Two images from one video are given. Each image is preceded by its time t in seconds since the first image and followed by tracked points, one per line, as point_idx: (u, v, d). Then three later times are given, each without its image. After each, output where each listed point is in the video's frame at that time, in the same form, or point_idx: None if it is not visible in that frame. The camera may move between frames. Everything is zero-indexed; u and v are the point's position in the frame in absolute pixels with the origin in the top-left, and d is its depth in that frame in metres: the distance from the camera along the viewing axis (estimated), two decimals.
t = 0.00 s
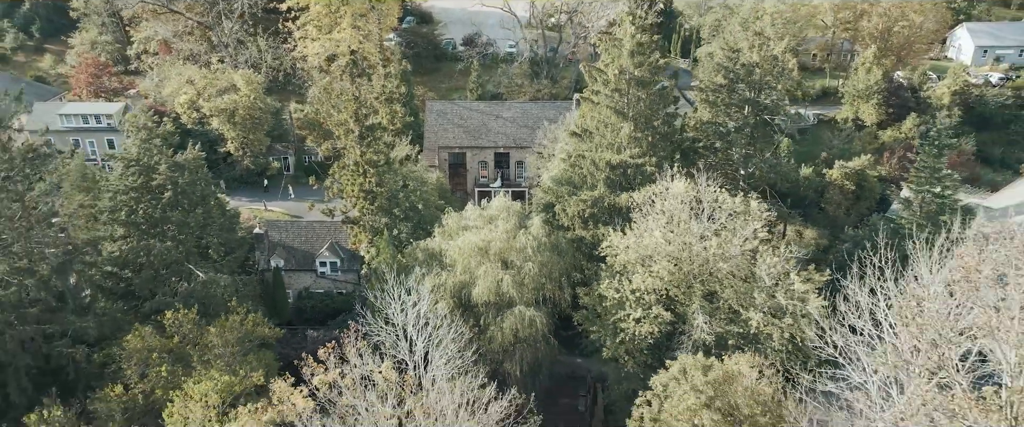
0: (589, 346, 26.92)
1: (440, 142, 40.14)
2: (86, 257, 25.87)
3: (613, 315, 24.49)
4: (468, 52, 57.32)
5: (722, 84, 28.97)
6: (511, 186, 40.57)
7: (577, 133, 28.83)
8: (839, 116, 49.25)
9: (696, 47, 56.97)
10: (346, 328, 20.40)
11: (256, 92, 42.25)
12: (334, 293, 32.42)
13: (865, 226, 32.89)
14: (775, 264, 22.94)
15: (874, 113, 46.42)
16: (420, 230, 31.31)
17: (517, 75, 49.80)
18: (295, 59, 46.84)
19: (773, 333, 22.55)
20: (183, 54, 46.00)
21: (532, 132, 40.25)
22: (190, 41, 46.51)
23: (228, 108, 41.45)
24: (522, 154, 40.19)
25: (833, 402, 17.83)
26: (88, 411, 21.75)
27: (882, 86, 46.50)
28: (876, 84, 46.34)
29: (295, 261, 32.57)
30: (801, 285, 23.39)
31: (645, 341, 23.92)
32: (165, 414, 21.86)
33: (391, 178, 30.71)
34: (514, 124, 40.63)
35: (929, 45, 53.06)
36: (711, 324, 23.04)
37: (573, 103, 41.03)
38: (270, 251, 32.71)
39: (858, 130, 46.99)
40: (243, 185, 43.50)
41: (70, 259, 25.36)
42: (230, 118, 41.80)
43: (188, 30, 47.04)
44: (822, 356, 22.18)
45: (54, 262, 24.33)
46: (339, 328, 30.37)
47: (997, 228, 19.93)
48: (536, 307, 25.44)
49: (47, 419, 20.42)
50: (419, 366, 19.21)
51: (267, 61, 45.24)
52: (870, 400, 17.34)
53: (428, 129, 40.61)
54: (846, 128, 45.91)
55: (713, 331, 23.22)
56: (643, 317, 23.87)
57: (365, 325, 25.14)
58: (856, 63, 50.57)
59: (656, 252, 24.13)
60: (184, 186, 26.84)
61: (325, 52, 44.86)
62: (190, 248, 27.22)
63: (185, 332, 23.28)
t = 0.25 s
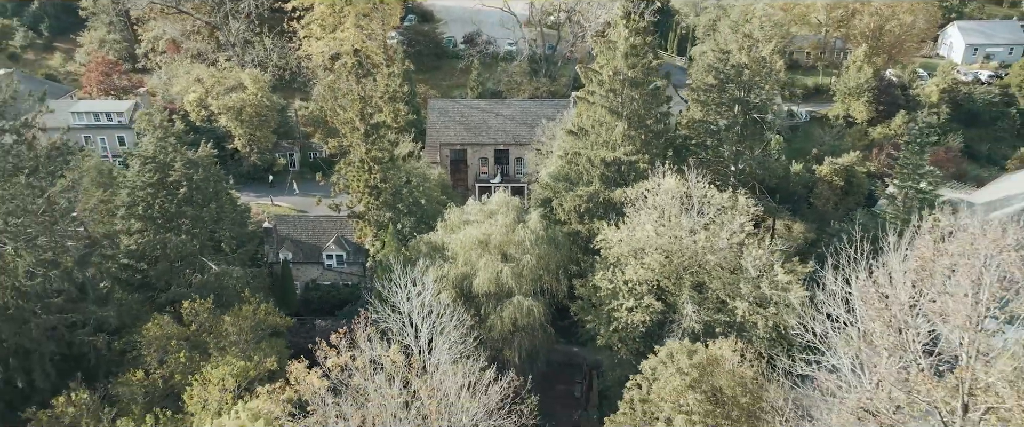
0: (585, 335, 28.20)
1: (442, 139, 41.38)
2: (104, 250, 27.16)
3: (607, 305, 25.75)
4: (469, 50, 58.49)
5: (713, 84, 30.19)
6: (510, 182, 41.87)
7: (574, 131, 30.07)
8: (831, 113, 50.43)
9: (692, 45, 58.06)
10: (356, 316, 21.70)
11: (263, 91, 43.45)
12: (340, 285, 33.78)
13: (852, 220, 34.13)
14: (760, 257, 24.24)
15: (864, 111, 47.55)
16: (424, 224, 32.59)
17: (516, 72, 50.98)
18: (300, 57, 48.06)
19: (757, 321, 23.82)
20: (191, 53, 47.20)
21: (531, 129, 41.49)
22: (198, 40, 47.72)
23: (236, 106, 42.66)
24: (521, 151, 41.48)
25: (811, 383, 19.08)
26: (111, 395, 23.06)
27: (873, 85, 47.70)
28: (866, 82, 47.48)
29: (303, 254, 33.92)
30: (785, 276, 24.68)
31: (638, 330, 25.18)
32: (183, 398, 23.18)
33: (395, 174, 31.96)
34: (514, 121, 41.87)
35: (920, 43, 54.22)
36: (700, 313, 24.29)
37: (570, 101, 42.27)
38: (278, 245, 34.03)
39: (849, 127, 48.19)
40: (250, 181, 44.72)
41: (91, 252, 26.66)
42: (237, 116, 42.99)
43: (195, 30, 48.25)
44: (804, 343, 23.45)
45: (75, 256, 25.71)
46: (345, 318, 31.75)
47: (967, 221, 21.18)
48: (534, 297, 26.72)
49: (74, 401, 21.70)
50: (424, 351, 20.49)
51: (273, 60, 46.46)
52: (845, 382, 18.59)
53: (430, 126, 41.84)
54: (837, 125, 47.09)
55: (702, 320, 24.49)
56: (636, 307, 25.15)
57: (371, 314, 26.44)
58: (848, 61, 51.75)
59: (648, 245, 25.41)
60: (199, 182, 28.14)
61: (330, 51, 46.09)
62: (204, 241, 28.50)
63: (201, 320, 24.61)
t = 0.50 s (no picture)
0: (581, 326, 29.48)
1: (443, 137, 42.61)
2: (123, 244, 28.46)
3: (602, 296, 27.02)
4: (469, 49, 59.65)
5: (704, 85, 31.43)
6: (510, 178, 43.09)
7: (570, 131, 31.35)
8: (823, 111, 51.69)
9: (688, 44, 59.35)
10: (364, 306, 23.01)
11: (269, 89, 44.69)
12: (346, 277, 35.07)
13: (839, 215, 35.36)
14: (747, 249, 25.52)
15: (855, 108, 48.78)
16: (427, 219, 33.83)
17: (516, 71, 52.20)
18: (305, 57, 49.31)
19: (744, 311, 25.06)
20: (198, 53, 48.43)
21: (530, 127, 42.74)
22: (205, 40, 49.01)
23: (244, 105, 43.90)
24: (520, 148, 42.70)
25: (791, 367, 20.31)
26: (131, 380, 24.41)
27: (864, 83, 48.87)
28: (858, 81, 48.77)
29: (310, 248, 35.19)
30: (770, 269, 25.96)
31: (631, 319, 26.42)
32: (200, 383, 24.50)
33: (398, 171, 33.22)
34: (513, 119, 43.11)
35: (910, 43, 55.39)
36: (689, 303, 25.54)
37: (568, 99, 43.49)
38: (286, 239, 35.32)
39: (841, 124, 49.40)
40: (256, 177, 45.94)
41: (109, 245, 27.85)
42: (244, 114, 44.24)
43: (203, 31, 49.53)
44: (788, 331, 24.70)
45: (96, 248, 26.89)
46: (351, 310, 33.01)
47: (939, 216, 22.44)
48: (532, 288, 27.99)
49: (98, 386, 22.99)
50: (428, 338, 21.77)
51: (279, 59, 47.73)
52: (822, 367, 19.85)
53: (432, 124, 43.04)
54: (828, 123, 48.37)
55: (691, 310, 25.73)
56: (629, 297, 26.39)
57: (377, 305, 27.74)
58: (840, 61, 53.01)
59: (640, 238, 26.65)
60: (212, 179, 29.43)
61: (333, 51, 47.36)
62: (216, 235, 29.79)
63: (216, 310, 25.94)
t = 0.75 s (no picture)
0: (577, 317, 30.77)
1: (445, 136, 43.87)
2: (139, 239, 29.77)
3: (597, 288, 28.33)
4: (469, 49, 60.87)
5: (696, 86, 32.69)
6: (509, 176, 44.44)
7: (567, 131, 32.67)
8: (815, 110, 52.94)
9: (684, 44, 60.59)
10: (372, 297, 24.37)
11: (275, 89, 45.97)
12: (351, 272, 36.43)
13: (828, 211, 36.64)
14: (734, 244, 26.81)
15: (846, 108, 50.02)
16: (429, 215, 35.12)
17: (516, 71, 53.47)
18: (310, 58, 50.57)
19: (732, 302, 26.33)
20: (205, 53, 49.65)
21: (529, 126, 44.05)
22: (212, 41, 50.23)
23: (251, 105, 45.14)
24: (519, 147, 44.03)
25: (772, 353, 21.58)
26: (150, 368, 25.78)
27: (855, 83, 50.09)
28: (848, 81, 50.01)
29: (317, 244, 36.53)
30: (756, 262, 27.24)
31: (624, 311, 27.71)
32: (215, 371, 25.84)
33: (402, 169, 34.52)
34: (512, 119, 44.42)
35: (901, 43, 56.62)
36: (680, 295, 26.79)
37: (566, 99, 44.82)
38: (294, 235, 36.64)
39: (832, 124, 50.66)
40: (263, 175, 47.19)
41: (127, 239, 29.04)
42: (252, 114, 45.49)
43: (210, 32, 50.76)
44: (773, 322, 25.96)
45: (115, 243, 28.24)
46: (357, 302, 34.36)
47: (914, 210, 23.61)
48: (530, 281, 29.30)
49: (120, 373, 24.28)
50: (432, 327, 23.10)
51: (285, 60, 48.99)
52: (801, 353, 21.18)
53: (433, 123, 44.30)
54: (820, 122, 49.62)
55: (681, 302, 26.98)
56: (622, 290, 27.68)
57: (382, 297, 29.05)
58: (832, 61, 54.26)
59: (633, 233, 27.95)
60: (224, 177, 30.77)
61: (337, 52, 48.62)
62: (228, 231, 31.06)
63: (230, 302, 27.25)
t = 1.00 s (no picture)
0: (574, 310, 31.97)
1: (446, 136, 45.15)
2: (153, 234, 30.95)
3: (592, 281, 29.62)
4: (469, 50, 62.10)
5: (688, 87, 33.94)
6: (509, 174, 45.77)
7: (564, 130, 34.01)
8: (807, 110, 54.21)
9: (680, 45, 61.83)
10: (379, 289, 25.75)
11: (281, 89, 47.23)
12: (356, 266, 37.80)
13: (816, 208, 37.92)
14: (723, 239, 28.14)
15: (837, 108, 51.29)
16: (431, 212, 36.41)
17: (515, 71, 54.72)
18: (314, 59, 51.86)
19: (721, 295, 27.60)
20: (212, 54, 50.94)
21: (528, 126, 45.36)
22: (219, 42, 51.50)
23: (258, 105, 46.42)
24: (519, 146, 45.35)
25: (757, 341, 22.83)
26: (166, 357, 27.08)
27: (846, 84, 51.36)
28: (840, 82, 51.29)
29: (323, 240, 37.88)
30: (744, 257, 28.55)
31: (618, 303, 28.98)
32: (229, 359, 27.15)
33: (405, 167, 35.81)
34: (512, 119, 45.71)
35: (892, 44, 57.87)
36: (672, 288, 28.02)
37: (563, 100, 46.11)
38: (300, 231, 37.98)
39: (824, 123, 51.93)
40: (269, 173, 48.48)
41: (143, 235, 30.25)
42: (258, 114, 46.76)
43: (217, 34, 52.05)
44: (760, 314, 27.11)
45: (132, 238, 29.31)
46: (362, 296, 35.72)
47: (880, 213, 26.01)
48: (528, 275, 30.60)
49: (139, 361, 25.59)
50: (435, 318, 24.44)
51: (290, 61, 50.27)
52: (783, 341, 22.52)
53: (435, 123, 45.57)
54: (811, 122, 50.88)
55: (673, 294, 28.14)
56: (616, 282, 28.89)
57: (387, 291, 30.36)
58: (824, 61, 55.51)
59: (627, 229, 29.24)
60: (235, 175, 32.05)
61: (341, 53, 49.91)
62: (239, 227, 32.30)
63: (242, 294, 28.56)
